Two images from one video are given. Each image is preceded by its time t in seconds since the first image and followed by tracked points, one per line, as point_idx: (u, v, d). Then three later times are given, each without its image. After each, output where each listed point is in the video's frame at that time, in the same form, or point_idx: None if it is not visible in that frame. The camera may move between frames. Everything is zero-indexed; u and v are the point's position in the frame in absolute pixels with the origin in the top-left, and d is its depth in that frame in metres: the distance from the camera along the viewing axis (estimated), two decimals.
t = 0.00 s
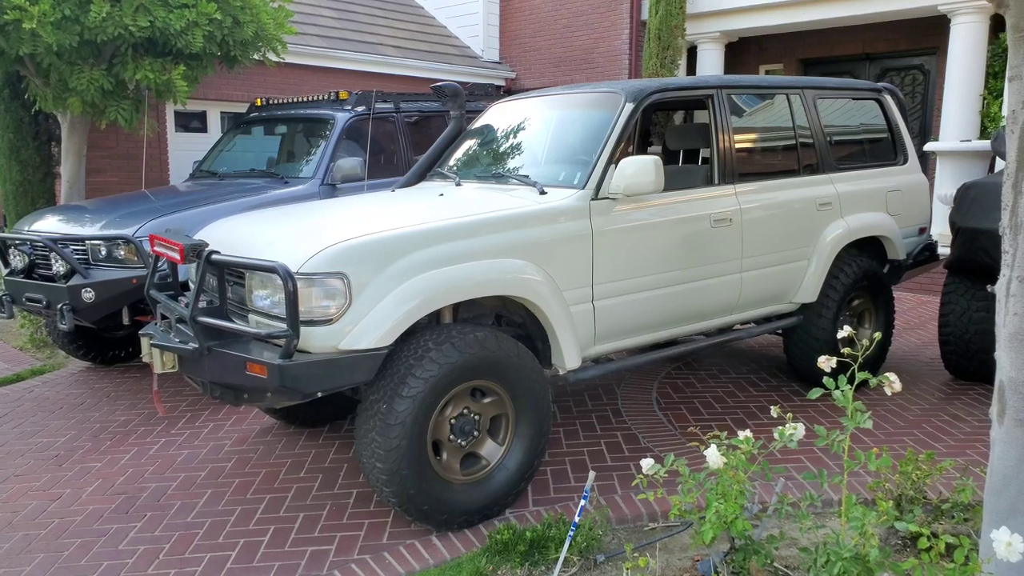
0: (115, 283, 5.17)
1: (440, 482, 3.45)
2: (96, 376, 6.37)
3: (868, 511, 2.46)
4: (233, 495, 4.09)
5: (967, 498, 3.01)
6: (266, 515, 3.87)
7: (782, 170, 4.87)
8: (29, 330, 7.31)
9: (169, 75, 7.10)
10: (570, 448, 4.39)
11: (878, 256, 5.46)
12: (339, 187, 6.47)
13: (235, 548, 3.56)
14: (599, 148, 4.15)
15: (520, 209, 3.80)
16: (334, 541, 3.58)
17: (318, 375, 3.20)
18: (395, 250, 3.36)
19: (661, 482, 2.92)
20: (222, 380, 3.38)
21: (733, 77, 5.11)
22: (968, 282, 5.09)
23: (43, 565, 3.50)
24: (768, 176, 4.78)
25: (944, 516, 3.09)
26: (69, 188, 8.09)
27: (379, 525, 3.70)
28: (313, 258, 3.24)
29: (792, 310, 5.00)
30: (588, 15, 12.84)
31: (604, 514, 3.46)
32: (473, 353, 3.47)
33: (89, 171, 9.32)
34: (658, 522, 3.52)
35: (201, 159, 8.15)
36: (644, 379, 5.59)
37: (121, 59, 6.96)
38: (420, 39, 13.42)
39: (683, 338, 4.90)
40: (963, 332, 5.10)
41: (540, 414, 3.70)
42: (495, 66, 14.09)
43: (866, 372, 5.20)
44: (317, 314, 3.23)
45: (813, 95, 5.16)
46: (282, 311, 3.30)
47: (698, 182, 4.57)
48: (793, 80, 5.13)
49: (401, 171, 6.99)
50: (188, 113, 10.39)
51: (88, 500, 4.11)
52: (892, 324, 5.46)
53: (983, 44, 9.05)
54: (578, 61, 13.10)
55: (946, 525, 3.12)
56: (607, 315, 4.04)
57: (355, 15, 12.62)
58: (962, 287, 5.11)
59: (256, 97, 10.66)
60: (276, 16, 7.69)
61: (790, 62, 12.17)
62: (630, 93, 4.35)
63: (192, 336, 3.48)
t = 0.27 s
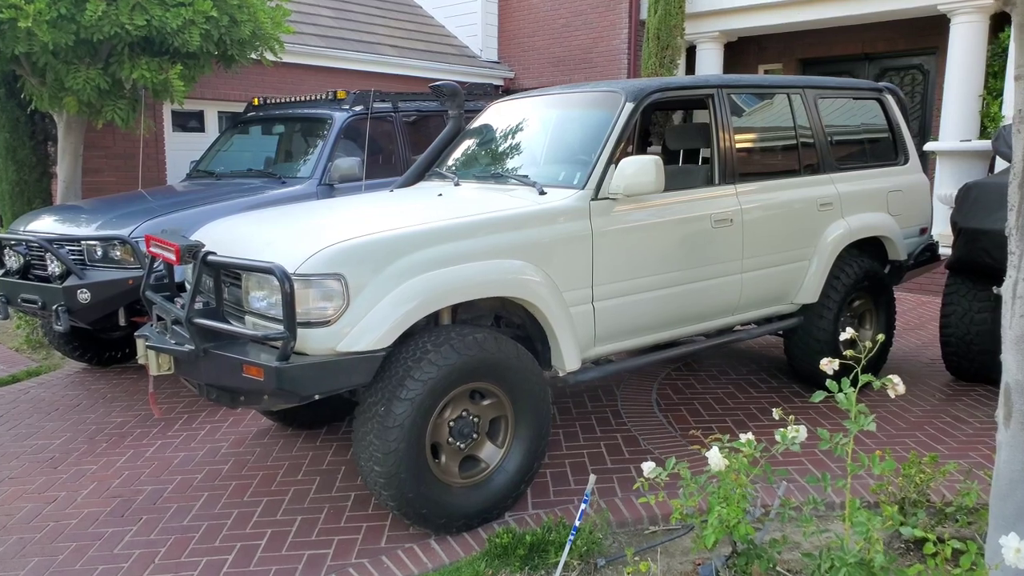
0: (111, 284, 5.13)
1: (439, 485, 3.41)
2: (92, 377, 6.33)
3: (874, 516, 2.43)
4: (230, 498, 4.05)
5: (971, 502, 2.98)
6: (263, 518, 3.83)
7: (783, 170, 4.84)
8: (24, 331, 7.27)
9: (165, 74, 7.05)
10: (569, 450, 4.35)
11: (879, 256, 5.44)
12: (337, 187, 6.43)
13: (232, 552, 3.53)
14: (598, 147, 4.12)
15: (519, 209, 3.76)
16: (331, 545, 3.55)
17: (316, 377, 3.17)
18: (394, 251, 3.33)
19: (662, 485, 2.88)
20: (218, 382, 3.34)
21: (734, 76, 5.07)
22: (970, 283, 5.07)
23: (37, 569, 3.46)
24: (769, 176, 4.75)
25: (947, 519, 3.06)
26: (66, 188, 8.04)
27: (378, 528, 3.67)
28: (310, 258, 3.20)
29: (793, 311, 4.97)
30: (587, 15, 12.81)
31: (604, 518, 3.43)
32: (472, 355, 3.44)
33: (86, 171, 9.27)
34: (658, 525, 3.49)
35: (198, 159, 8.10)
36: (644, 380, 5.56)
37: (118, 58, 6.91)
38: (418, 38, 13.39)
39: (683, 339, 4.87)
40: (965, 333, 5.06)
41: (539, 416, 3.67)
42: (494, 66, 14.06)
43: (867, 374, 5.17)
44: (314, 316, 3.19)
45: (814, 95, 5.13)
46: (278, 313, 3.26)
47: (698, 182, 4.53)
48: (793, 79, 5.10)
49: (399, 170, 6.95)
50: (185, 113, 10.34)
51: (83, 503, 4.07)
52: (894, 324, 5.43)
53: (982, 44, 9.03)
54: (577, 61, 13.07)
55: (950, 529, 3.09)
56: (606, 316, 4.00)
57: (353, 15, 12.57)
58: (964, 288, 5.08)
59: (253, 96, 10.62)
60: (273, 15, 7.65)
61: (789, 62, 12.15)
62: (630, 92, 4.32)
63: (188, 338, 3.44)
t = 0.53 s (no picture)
0: (106, 285, 5.09)
1: (437, 489, 3.37)
2: (88, 378, 6.29)
3: (877, 522, 2.39)
4: (226, 502, 4.01)
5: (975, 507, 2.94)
6: (258, 522, 3.79)
7: (783, 171, 4.81)
8: (20, 332, 7.23)
9: (162, 74, 7.01)
10: (568, 453, 4.32)
11: (879, 257, 5.41)
12: (335, 187, 6.40)
13: (227, 557, 3.49)
14: (598, 148, 4.08)
15: (518, 210, 3.73)
16: (328, 549, 3.51)
17: (312, 381, 3.13)
18: (391, 252, 3.29)
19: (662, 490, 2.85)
20: (213, 386, 3.30)
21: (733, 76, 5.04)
22: (971, 284, 5.04)
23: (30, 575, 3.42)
24: (769, 176, 4.72)
25: (950, 524, 3.03)
26: (61, 188, 8.00)
27: (375, 532, 3.63)
28: (306, 260, 3.16)
29: (793, 312, 4.94)
30: (586, 15, 12.78)
31: (603, 522, 3.40)
32: (470, 358, 3.40)
33: (82, 171, 9.22)
34: (658, 530, 3.45)
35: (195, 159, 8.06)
36: (643, 381, 5.53)
37: (114, 57, 6.87)
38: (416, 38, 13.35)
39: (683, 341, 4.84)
40: (966, 334, 5.03)
41: (538, 420, 3.63)
42: (492, 65, 14.03)
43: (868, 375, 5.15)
44: (311, 318, 3.16)
45: (814, 95, 5.10)
46: (274, 315, 3.22)
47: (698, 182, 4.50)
48: (793, 79, 5.07)
49: (397, 170, 6.91)
50: (182, 113, 10.30)
51: (77, 507, 4.03)
52: (894, 326, 5.40)
53: (982, 43, 9.01)
54: (575, 61, 13.04)
55: (953, 533, 3.06)
56: (606, 318, 3.96)
57: (351, 15, 12.53)
58: (964, 289, 5.05)
59: (251, 96, 10.58)
60: (270, 14, 7.60)
61: (788, 62, 12.14)
62: (629, 92, 4.28)
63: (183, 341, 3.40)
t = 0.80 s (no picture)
0: (101, 287, 5.05)
1: (434, 493, 3.34)
2: (83, 380, 6.25)
3: (880, 529, 2.36)
4: (221, 506, 3.98)
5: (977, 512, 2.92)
6: (254, 526, 3.76)
7: (783, 172, 4.78)
8: (15, 333, 7.19)
9: (158, 73, 6.97)
10: (567, 456, 4.29)
11: (879, 258, 5.38)
12: (332, 188, 6.36)
13: (223, 562, 3.46)
14: (597, 148, 4.05)
15: (516, 211, 3.70)
16: (325, 554, 3.48)
17: (308, 385, 3.10)
18: (388, 254, 3.26)
19: (662, 495, 2.82)
20: (209, 390, 3.27)
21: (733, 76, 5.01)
22: (971, 285, 5.01)
23: None
24: (769, 177, 4.69)
25: (952, 528, 3.00)
26: (57, 189, 7.95)
27: (372, 537, 3.60)
28: (302, 263, 3.13)
29: (793, 314, 4.91)
30: (584, 14, 12.75)
31: (603, 527, 3.37)
32: (468, 361, 3.37)
33: (78, 171, 9.18)
34: (658, 534, 3.42)
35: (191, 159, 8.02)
36: (642, 383, 5.50)
37: (110, 57, 6.83)
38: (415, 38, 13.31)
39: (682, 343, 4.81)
40: (966, 336, 5.01)
41: (537, 423, 3.60)
42: (490, 65, 14.00)
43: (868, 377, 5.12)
44: (307, 321, 3.12)
45: (814, 95, 5.07)
46: (270, 318, 3.19)
47: (697, 184, 4.47)
48: (793, 79, 5.04)
49: (395, 171, 6.88)
50: (179, 113, 10.26)
51: (71, 511, 3.99)
52: (894, 328, 5.37)
53: (981, 43, 8.99)
54: (574, 60, 13.01)
55: (955, 538, 3.03)
56: (605, 320, 3.93)
57: (349, 14, 12.50)
58: (965, 290, 5.03)
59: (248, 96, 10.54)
60: (267, 14, 7.57)
61: (787, 62, 12.12)
62: (628, 93, 4.25)
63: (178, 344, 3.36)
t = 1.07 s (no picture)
0: (99, 288, 5.03)
1: (434, 497, 3.32)
2: (81, 382, 6.23)
3: (885, 533, 2.33)
4: (220, 509, 3.96)
5: (983, 515, 2.89)
6: (254, 529, 3.73)
7: (785, 172, 4.76)
8: (12, 334, 7.17)
9: (156, 73, 6.94)
10: (567, 459, 4.27)
11: (880, 259, 5.37)
12: (331, 189, 6.34)
13: (221, 565, 3.43)
14: (597, 149, 4.03)
15: (517, 213, 3.67)
16: (324, 557, 3.45)
17: (308, 388, 3.07)
18: (388, 256, 3.24)
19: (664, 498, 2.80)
20: (207, 393, 3.24)
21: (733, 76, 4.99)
22: (972, 286, 4.99)
23: None
24: (770, 178, 4.67)
25: (956, 532, 2.98)
26: (54, 189, 7.92)
27: (371, 540, 3.58)
28: (301, 265, 3.10)
29: (794, 315, 4.89)
30: (583, 14, 12.74)
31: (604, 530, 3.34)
32: (468, 363, 3.35)
33: (76, 171, 9.16)
34: (659, 538, 3.40)
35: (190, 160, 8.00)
36: (642, 385, 5.48)
37: (107, 57, 6.81)
38: (413, 37, 13.29)
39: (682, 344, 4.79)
40: (967, 338, 4.99)
41: (537, 425, 3.58)
42: (489, 65, 13.98)
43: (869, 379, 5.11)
44: (306, 324, 3.10)
45: (815, 95, 5.05)
46: (269, 321, 3.16)
47: (698, 185, 4.45)
48: (794, 79, 5.02)
49: (394, 171, 6.86)
50: (177, 113, 10.23)
51: (69, 514, 3.97)
52: (895, 330, 5.36)
53: (981, 44, 8.98)
54: (573, 60, 12.99)
55: (958, 541, 3.01)
56: (606, 322, 3.91)
57: (347, 14, 12.47)
58: (966, 292, 5.01)
59: (246, 96, 10.51)
60: (266, 14, 7.54)
61: (786, 62, 12.11)
62: (629, 93, 4.23)
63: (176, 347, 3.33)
